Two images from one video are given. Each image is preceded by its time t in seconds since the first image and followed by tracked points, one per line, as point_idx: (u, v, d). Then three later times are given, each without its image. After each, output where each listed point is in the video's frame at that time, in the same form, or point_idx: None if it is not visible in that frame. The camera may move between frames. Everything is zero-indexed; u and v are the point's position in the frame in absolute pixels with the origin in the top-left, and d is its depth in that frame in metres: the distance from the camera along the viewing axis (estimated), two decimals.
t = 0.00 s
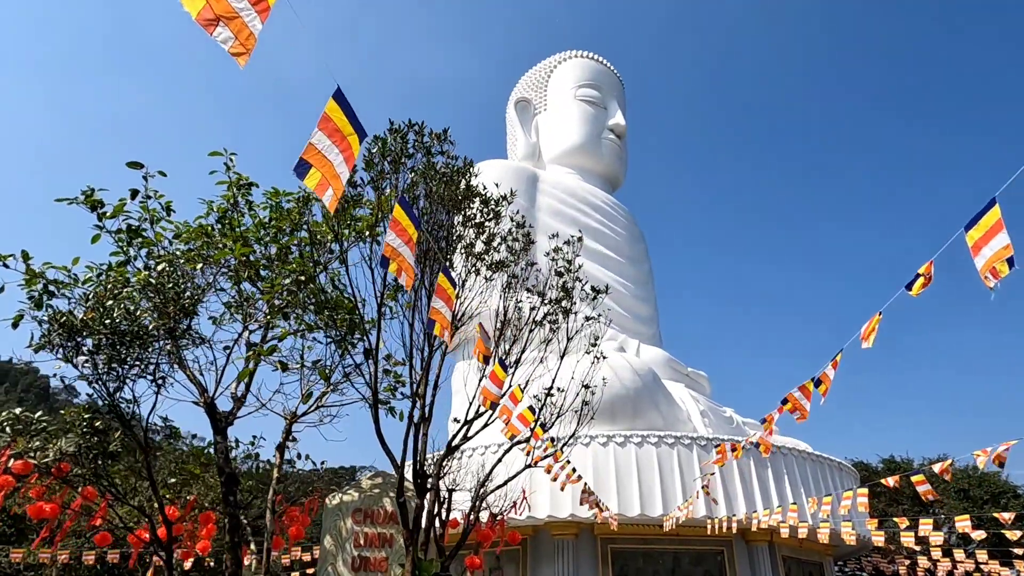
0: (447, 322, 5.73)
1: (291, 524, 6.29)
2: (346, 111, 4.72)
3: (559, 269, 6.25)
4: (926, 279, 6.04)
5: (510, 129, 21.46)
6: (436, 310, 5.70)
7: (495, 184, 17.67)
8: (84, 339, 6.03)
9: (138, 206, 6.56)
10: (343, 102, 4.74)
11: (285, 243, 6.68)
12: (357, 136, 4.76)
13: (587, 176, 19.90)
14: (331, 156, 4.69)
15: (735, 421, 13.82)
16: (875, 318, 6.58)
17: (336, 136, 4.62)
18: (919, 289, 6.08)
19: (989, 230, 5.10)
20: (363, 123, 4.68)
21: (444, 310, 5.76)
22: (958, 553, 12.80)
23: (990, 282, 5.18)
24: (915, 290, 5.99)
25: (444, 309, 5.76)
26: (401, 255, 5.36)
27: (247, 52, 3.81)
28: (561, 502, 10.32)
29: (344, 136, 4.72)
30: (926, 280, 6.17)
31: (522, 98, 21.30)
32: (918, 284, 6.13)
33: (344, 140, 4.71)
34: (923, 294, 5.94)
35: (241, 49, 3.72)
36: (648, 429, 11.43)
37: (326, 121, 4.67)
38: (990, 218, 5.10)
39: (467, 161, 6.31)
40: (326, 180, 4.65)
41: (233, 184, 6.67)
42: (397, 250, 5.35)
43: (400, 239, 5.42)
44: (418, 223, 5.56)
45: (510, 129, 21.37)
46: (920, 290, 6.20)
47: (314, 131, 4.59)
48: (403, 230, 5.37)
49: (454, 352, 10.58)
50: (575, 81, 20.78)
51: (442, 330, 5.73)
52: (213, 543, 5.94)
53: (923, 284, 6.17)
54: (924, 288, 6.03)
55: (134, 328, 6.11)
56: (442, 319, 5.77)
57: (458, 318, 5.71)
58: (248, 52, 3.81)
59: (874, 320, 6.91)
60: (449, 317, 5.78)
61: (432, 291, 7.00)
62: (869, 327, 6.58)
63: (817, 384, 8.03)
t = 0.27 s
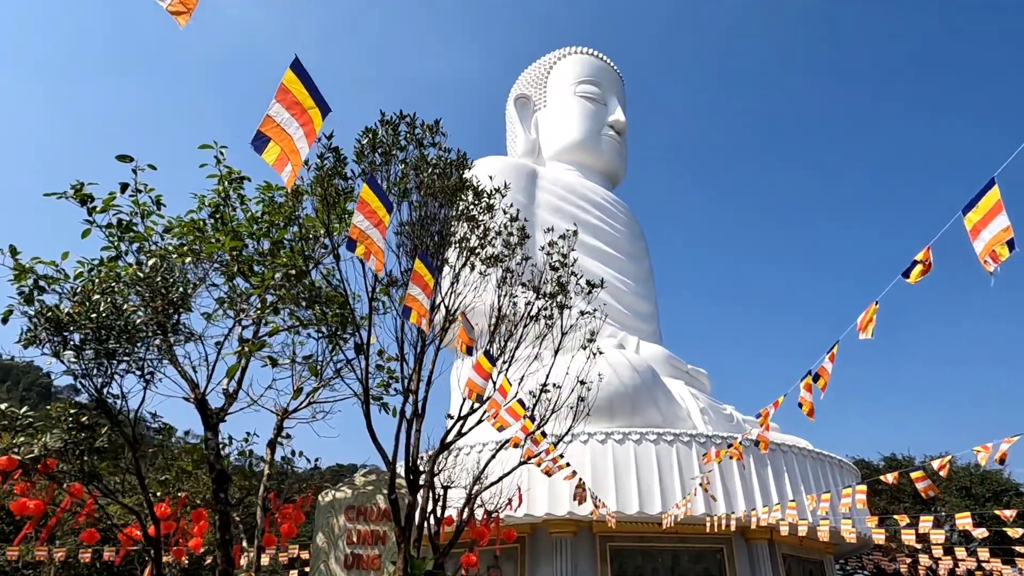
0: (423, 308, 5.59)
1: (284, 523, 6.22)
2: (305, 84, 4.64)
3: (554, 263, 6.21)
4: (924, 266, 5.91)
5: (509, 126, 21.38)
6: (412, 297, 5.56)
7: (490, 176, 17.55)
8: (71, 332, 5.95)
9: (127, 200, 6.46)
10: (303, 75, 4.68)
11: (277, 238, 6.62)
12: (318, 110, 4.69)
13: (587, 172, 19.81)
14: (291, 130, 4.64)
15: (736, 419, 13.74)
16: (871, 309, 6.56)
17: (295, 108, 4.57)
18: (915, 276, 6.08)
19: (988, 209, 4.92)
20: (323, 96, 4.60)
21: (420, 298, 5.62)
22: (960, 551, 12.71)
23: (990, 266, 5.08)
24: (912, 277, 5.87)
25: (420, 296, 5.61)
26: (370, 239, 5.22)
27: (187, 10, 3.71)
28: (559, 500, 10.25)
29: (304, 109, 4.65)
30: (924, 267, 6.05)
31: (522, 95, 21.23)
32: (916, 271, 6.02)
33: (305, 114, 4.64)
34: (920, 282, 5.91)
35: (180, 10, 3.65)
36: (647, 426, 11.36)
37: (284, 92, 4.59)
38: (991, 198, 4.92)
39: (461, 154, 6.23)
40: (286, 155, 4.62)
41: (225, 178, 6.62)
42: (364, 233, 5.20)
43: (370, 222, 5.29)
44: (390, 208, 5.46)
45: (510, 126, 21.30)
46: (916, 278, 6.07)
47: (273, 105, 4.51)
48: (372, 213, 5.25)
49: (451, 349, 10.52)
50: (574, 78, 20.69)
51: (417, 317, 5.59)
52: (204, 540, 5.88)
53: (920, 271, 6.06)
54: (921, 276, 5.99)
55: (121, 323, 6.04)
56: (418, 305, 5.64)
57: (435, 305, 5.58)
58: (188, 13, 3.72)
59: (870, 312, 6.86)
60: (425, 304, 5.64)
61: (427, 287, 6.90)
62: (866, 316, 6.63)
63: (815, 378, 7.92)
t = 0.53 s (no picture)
0: (394, 288, 5.46)
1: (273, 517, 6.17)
2: (258, 45, 4.62)
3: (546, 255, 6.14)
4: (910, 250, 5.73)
5: (507, 121, 21.31)
6: (380, 274, 5.40)
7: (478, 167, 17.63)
8: (54, 325, 5.90)
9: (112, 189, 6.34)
10: (255, 36, 4.62)
11: (265, 229, 6.53)
12: (273, 72, 4.66)
13: (584, 167, 19.73)
14: (244, 91, 4.59)
15: (733, 414, 13.68)
16: (859, 296, 6.50)
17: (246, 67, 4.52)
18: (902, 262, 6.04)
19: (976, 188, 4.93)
20: (276, 55, 4.56)
21: (389, 276, 5.46)
22: (956, 547, 12.66)
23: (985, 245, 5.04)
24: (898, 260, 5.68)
25: (389, 274, 5.45)
26: (331, 211, 4.96)
27: None
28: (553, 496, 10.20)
29: (257, 70, 4.62)
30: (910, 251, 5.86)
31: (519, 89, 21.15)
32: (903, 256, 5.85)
33: (258, 75, 4.61)
34: (906, 268, 5.79)
35: None
36: (642, 421, 11.30)
37: (235, 51, 4.54)
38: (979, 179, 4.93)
39: (451, 143, 6.15)
40: (238, 118, 4.55)
41: (212, 167, 6.52)
42: (324, 205, 4.92)
43: (333, 194, 5.00)
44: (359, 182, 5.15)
45: (507, 120, 21.24)
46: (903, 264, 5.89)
47: (222, 63, 4.48)
48: (335, 185, 4.97)
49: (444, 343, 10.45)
50: (572, 72, 20.60)
51: (385, 296, 5.40)
52: (192, 534, 5.82)
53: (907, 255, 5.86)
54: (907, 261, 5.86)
55: (105, 314, 5.98)
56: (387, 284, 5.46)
57: (405, 283, 5.44)
58: None
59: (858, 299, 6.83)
60: (394, 283, 5.49)
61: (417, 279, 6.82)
62: (853, 304, 6.59)
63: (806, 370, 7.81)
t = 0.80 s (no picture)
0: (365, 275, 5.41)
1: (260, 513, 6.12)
2: (203, 11, 4.32)
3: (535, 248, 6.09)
4: (892, 233, 5.55)
5: (503, 117, 21.24)
6: (347, 259, 5.37)
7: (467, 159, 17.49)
8: (36, 316, 5.87)
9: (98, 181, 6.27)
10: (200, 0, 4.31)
11: (253, 222, 6.46)
12: (221, 42, 4.40)
13: (580, 163, 19.66)
14: (188, 59, 4.31)
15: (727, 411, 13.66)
16: (841, 283, 6.50)
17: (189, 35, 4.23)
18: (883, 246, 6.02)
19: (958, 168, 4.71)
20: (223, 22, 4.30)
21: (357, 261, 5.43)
22: (951, 544, 12.63)
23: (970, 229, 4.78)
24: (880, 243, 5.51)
25: (357, 260, 5.42)
26: (287, 191, 4.86)
27: None
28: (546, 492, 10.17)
29: (203, 39, 4.34)
30: (892, 234, 5.67)
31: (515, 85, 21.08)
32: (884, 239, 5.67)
33: (204, 43, 4.33)
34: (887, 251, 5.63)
35: None
36: (636, 417, 11.25)
37: (176, 17, 4.24)
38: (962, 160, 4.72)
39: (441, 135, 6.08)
40: (183, 88, 4.29)
41: (199, 159, 6.47)
42: (279, 184, 4.83)
43: (292, 174, 4.89)
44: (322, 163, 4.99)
45: (504, 117, 21.18)
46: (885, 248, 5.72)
47: (164, 29, 4.22)
48: (292, 163, 4.84)
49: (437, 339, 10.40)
50: (568, 68, 20.52)
51: (353, 281, 5.38)
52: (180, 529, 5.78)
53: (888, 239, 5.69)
54: (888, 244, 5.69)
55: (87, 305, 5.94)
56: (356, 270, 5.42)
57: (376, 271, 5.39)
58: None
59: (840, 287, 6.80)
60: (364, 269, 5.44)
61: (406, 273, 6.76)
62: (837, 291, 6.52)
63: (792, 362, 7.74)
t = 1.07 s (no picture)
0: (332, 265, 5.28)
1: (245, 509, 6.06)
2: None
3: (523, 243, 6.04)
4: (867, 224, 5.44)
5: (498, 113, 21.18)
6: (312, 248, 5.20)
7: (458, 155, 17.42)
8: (16, 310, 5.89)
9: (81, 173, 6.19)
10: None
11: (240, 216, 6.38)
12: (163, 15, 4.06)
13: (575, 160, 19.61)
14: (126, 32, 4.01)
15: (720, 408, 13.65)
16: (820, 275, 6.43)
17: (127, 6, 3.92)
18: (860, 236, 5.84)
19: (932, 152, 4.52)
20: None
21: (322, 250, 5.27)
22: (942, 542, 12.64)
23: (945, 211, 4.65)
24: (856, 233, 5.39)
25: (322, 248, 5.26)
26: (241, 175, 4.72)
27: None
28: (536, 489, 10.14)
29: (143, 11, 4.01)
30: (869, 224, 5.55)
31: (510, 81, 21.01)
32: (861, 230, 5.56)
33: (144, 16, 4.01)
34: (865, 240, 5.54)
35: None
36: (628, 413, 11.21)
37: None
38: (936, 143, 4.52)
39: (428, 128, 6.01)
40: (120, 62, 3.97)
41: (185, 151, 6.40)
42: (232, 167, 4.68)
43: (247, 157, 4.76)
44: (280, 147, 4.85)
45: (498, 113, 21.12)
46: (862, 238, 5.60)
47: None
48: (247, 147, 4.71)
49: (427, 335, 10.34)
50: (563, 64, 20.46)
51: (318, 271, 5.23)
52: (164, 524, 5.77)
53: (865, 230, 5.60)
54: (865, 234, 5.60)
55: (66, 299, 5.92)
56: (321, 259, 5.27)
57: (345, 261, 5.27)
58: None
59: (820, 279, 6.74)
60: (330, 259, 5.30)
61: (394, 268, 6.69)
62: (816, 283, 6.46)
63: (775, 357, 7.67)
